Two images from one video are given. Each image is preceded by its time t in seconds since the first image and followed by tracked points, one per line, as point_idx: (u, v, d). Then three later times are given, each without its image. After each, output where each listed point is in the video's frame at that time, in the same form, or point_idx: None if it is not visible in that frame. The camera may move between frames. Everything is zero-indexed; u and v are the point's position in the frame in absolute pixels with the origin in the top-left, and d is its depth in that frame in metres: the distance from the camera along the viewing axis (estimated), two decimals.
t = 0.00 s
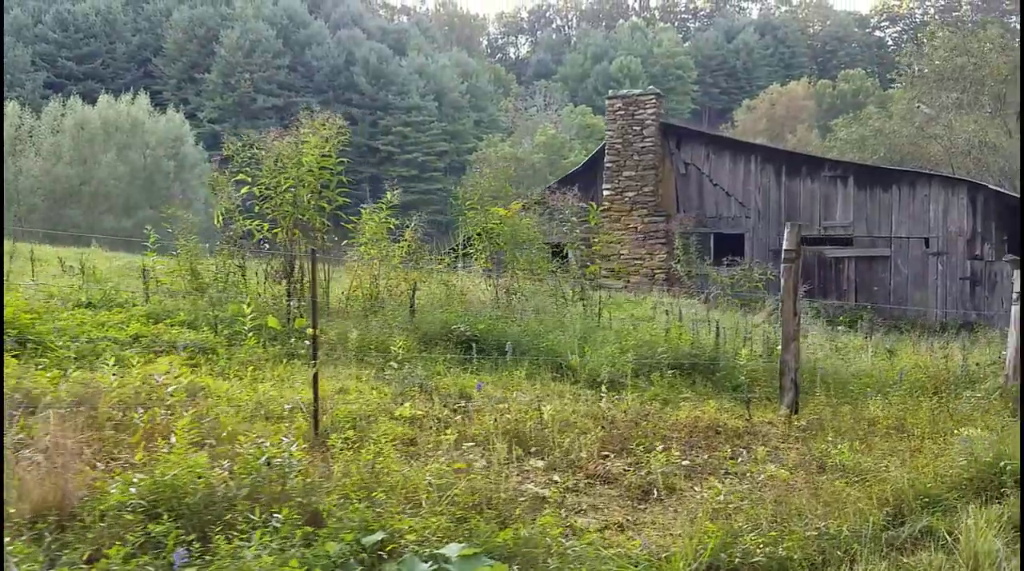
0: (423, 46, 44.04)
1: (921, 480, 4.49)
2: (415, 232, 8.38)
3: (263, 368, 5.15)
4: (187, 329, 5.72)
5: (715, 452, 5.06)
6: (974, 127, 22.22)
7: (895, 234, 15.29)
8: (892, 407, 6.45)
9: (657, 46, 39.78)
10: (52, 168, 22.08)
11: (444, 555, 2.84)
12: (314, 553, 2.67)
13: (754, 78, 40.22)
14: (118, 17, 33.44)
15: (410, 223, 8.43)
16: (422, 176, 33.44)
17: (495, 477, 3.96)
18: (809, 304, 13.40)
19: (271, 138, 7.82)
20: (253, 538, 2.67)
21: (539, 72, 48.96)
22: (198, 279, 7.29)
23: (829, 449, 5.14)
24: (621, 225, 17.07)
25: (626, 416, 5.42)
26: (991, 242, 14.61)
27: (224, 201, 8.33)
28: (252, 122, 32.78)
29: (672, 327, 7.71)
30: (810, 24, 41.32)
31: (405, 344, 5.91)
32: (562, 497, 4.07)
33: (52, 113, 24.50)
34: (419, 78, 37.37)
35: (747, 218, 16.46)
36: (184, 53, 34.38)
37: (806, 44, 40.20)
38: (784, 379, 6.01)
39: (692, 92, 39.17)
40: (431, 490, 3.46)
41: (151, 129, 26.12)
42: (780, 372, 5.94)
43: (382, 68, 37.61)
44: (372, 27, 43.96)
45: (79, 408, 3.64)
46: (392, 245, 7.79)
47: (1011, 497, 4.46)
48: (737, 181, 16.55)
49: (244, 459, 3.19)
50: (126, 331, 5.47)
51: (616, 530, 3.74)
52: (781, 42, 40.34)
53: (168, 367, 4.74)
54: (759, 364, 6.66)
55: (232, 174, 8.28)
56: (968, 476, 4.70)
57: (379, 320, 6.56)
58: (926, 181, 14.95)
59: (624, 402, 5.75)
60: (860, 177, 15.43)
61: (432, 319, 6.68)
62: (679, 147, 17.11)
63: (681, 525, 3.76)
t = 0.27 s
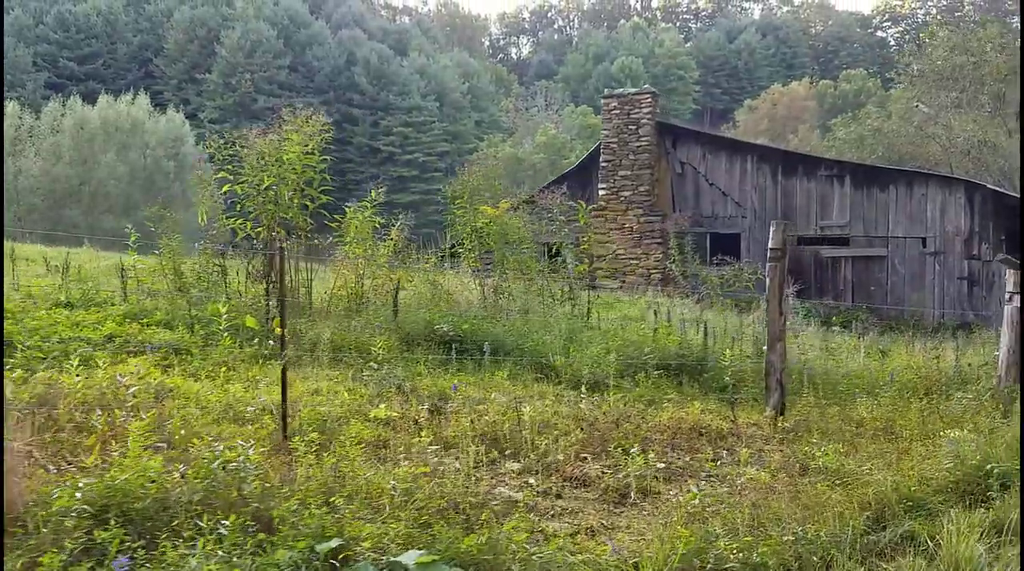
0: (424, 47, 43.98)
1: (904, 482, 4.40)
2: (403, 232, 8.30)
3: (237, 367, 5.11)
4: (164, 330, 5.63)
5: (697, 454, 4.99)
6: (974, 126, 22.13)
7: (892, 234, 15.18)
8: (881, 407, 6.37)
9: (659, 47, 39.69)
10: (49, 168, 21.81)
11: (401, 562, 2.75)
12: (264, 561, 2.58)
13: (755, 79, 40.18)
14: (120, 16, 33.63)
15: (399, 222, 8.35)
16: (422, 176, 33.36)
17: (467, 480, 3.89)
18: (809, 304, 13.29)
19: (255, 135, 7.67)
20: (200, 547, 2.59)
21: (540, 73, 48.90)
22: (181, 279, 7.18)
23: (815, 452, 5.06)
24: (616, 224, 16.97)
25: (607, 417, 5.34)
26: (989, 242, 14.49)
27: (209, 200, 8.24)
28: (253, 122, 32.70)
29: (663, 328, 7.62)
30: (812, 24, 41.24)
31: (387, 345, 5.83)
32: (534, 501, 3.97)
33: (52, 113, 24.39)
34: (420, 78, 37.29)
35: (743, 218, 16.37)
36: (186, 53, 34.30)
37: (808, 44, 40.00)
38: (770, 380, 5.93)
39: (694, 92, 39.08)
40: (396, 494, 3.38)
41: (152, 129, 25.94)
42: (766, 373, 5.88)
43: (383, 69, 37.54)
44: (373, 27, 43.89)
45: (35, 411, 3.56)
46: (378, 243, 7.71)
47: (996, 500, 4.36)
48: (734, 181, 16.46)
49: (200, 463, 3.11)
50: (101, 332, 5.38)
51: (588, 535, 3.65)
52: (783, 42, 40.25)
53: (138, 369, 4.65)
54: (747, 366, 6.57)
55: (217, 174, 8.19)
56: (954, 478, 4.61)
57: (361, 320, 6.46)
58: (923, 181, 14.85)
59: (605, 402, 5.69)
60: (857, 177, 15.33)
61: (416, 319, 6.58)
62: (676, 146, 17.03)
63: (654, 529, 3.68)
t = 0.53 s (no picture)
0: (422, 48, 43.88)
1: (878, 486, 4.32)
2: (384, 231, 8.18)
3: (200, 371, 4.99)
4: (130, 331, 5.51)
5: (671, 459, 4.89)
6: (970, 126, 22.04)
7: (885, 234, 15.08)
8: (863, 409, 6.27)
9: (658, 48, 39.58)
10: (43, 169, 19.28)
11: None
12: None
13: (754, 80, 39.92)
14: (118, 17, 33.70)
15: (379, 221, 8.24)
16: (421, 176, 33.23)
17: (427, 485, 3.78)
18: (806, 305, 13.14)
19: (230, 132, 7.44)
20: (126, 558, 2.48)
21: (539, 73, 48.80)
22: (156, 278, 7.05)
23: (791, 455, 4.95)
24: (608, 224, 16.85)
25: (580, 419, 5.24)
26: (982, 242, 14.34)
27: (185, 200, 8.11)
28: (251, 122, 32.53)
29: (647, 329, 7.51)
30: (811, 26, 41.17)
31: (358, 345, 5.71)
32: (495, 506, 3.85)
33: (49, 112, 24.11)
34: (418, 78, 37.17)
35: (735, 218, 16.28)
36: (184, 53, 34.13)
37: (806, 46, 39.78)
38: (748, 383, 5.83)
39: (693, 93, 38.97)
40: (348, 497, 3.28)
41: (149, 130, 25.32)
42: (744, 375, 5.79)
43: (381, 70, 37.42)
44: (372, 28, 43.77)
45: None
46: (357, 242, 7.60)
47: (973, 504, 4.26)
48: (726, 181, 16.37)
49: (138, 470, 2.99)
50: (64, 333, 5.24)
51: (550, 542, 3.53)
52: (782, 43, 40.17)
53: (94, 371, 4.52)
54: (727, 368, 6.46)
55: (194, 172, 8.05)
56: (932, 482, 4.51)
57: (336, 320, 6.34)
58: (916, 182, 14.78)
59: (581, 404, 5.59)
60: (849, 177, 15.26)
61: (391, 320, 6.44)
62: (668, 146, 16.96)
63: (617, 534, 3.57)
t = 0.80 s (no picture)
0: (419, 48, 43.80)
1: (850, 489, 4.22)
2: (361, 230, 8.06)
3: (158, 373, 4.87)
4: (91, 332, 5.38)
5: (641, 461, 4.80)
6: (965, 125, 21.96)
7: (876, 234, 14.97)
8: (843, 410, 6.17)
9: (656, 48, 39.49)
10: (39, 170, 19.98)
11: None
12: None
13: (752, 80, 39.87)
14: (114, 18, 33.75)
15: (358, 220, 8.12)
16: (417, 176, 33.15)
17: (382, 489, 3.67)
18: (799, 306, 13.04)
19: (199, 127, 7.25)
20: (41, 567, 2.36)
21: (538, 74, 48.72)
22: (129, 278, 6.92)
23: (766, 458, 4.85)
24: (598, 224, 16.71)
25: (551, 422, 5.14)
26: (974, 241, 14.24)
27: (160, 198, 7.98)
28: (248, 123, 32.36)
29: (629, 329, 7.40)
30: (809, 26, 41.11)
31: (328, 345, 5.60)
32: (453, 511, 3.72)
33: (44, 112, 23.86)
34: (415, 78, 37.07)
35: (726, 218, 16.18)
36: (180, 54, 33.97)
37: (804, 46, 40.09)
38: (726, 384, 5.72)
39: (691, 93, 38.88)
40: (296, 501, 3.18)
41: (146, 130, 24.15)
42: (720, 375, 5.69)
43: (378, 70, 37.30)
44: (369, 28, 43.68)
45: None
46: (334, 241, 7.48)
47: (948, 507, 4.16)
48: (716, 180, 16.27)
49: (66, 474, 2.87)
50: (23, 333, 5.12)
51: (505, 549, 3.40)
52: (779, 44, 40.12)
53: (45, 373, 4.40)
54: (705, 368, 6.35)
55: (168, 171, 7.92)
56: (906, 485, 4.40)
57: (307, 320, 6.21)
58: (908, 180, 14.67)
59: (554, 407, 5.49)
60: (840, 176, 15.14)
61: (364, 319, 6.30)
62: (658, 145, 16.84)
63: (575, 540, 3.46)
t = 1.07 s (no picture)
0: (418, 48, 43.77)
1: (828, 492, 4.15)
2: (343, 230, 7.97)
3: (126, 375, 4.77)
4: (57, 334, 5.29)
5: (618, 464, 4.72)
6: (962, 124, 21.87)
7: (870, 234, 14.89)
8: (828, 412, 6.08)
9: (655, 48, 39.45)
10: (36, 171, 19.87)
11: None
12: None
13: (752, 81, 39.90)
14: (113, 18, 33.61)
15: (339, 220, 8.04)
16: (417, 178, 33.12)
17: (346, 494, 3.60)
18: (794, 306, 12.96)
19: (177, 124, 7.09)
20: None
21: (537, 74, 48.63)
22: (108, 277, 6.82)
23: (745, 461, 4.78)
24: (591, 224, 16.62)
25: (528, 424, 5.05)
26: (968, 241, 14.19)
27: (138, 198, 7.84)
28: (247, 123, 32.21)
29: (615, 330, 7.31)
30: (808, 27, 41.09)
31: (302, 347, 5.51)
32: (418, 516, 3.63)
33: (43, 113, 23.71)
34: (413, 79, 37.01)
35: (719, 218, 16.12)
36: (179, 54, 33.94)
37: (804, 46, 40.03)
38: (706, 385, 5.62)
39: (690, 94, 38.82)
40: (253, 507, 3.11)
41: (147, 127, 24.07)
42: (702, 376, 5.60)
43: (377, 70, 37.23)
44: (368, 28, 43.63)
45: None
46: (316, 240, 7.39)
47: (928, 511, 4.08)
48: (710, 180, 16.19)
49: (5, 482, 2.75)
50: None
51: (468, 555, 3.30)
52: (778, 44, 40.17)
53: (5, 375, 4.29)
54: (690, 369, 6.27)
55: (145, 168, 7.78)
56: (886, 488, 4.33)
57: (284, 318, 6.10)
58: (901, 180, 14.57)
59: (533, 409, 5.41)
60: (833, 175, 15.05)
61: (340, 318, 6.15)
62: (651, 145, 16.76)
63: (541, 546, 3.38)
